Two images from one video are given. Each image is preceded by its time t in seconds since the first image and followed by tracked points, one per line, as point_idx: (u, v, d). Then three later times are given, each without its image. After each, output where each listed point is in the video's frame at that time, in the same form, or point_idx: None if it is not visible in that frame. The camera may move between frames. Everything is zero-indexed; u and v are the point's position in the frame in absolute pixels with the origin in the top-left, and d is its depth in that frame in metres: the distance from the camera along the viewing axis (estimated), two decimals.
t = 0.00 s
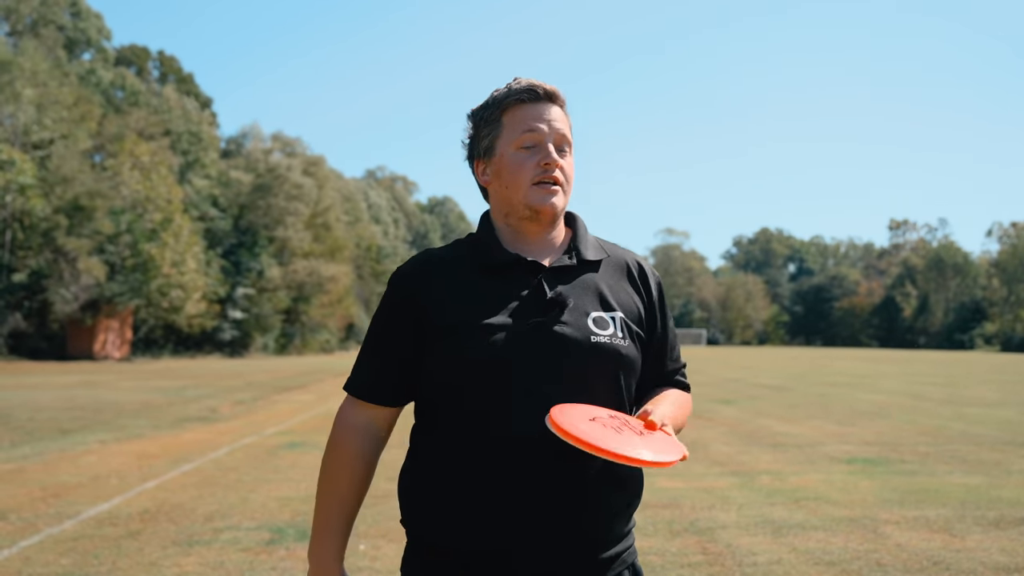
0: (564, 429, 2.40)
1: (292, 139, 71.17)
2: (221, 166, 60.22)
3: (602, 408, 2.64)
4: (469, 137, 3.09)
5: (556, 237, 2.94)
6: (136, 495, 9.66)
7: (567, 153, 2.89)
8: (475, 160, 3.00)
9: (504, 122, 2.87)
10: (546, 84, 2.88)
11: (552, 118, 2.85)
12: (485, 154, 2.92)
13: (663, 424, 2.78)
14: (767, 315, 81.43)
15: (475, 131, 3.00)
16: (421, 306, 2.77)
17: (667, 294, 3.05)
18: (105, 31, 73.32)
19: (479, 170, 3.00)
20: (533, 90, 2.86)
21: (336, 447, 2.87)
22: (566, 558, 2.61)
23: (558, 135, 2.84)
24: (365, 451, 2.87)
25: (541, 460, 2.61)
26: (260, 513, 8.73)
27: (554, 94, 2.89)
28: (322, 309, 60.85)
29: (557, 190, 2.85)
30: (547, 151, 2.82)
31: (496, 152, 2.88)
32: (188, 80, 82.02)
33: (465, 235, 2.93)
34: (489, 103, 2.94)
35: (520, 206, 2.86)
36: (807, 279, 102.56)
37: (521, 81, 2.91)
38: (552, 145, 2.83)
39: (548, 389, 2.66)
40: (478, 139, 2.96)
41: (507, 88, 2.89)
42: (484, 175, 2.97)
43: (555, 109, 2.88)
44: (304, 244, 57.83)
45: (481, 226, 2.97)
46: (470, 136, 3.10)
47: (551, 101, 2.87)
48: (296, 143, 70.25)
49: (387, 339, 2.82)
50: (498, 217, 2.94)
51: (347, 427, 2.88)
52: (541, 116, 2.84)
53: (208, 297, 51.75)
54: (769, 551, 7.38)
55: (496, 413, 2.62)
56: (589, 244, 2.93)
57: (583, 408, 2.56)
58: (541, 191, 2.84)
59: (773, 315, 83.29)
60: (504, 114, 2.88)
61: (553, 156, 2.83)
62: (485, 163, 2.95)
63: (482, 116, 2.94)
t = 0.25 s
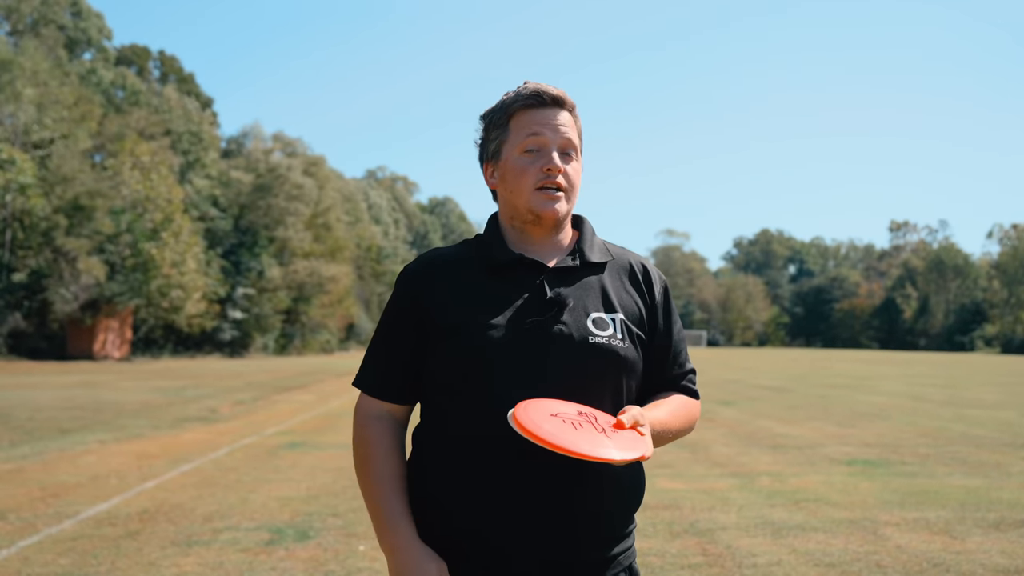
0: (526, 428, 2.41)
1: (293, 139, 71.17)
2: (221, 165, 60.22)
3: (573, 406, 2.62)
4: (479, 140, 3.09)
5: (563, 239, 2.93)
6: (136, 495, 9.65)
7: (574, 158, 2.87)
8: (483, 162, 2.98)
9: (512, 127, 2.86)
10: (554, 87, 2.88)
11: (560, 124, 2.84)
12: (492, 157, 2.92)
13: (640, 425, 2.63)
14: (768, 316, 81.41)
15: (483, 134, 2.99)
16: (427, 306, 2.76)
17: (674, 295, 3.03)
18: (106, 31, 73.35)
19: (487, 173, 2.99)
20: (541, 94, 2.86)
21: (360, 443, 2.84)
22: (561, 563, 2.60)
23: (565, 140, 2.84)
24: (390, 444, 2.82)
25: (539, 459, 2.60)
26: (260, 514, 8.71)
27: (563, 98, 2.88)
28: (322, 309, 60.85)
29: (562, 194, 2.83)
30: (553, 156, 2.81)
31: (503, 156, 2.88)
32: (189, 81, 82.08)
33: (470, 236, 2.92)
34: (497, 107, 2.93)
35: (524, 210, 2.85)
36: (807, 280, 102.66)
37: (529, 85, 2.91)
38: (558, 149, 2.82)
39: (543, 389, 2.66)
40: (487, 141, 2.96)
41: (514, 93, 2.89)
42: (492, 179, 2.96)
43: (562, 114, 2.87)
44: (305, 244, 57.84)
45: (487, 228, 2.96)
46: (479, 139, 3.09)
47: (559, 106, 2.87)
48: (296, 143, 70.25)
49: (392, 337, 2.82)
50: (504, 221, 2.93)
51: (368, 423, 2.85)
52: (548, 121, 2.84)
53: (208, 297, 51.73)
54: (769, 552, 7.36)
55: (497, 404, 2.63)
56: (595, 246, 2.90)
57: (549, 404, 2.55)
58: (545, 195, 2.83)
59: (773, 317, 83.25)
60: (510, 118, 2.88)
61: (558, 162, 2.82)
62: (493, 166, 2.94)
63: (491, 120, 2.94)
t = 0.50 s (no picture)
0: (520, 435, 2.41)
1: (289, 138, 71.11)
2: (218, 165, 60.15)
3: (565, 409, 2.61)
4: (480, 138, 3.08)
5: (558, 244, 2.95)
6: (131, 495, 9.64)
7: (573, 168, 2.88)
8: (484, 163, 2.99)
9: (514, 131, 2.86)
10: (557, 93, 2.87)
11: (562, 131, 2.84)
12: (493, 159, 2.92)
13: (635, 424, 2.64)
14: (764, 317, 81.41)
15: (485, 133, 2.99)
16: (424, 305, 2.77)
17: (666, 297, 3.04)
18: (102, 30, 73.26)
19: (487, 173, 3.00)
20: (545, 100, 2.85)
21: (358, 432, 2.80)
22: (555, 559, 2.60)
23: (567, 147, 2.84)
24: (389, 426, 2.81)
25: (533, 463, 2.62)
26: (256, 514, 8.71)
27: (567, 106, 2.88)
28: (319, 310, 60.80)
29: (559, 203, 2.85)
30: (553, 164, 2.82)
31: (503, 160, 2.88)
32: (186, 80, 82.01)
33: (468, 237, 2.93)
34: (500, 108, 2.93)
35: (522, 216, 2.86)
36: (803, 281, 102.76)
37: (531, 89, 2.91)
38: (559, 157, 2.83)
39: (537, 390, 2.67)
40: (488, 143, 2.96)
41: (517, 97, 2.89)
42: (492, 181, 2.96)
43: (566, 122, 2.87)
44: (301, 244, 57.78)
45: (484, 229, 2.97)
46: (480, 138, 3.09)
47: (563, 113, 2.87)
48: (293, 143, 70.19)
49: (390, 336, 2.82)
50: (500, 222, 2.94)
51: (362, 414, 2.82)
52: (551, 127, 2.84)
53: (205, 297, 51.64)
54: (765, 553, 7.38)
55: (490, 406, 2.64)
56: (590, 251, 2.92)
57: (540, 409, 2.56)
58: (544, 201, 2.84)
59: (769, 317, 83.23)
60: (513, 121, 2.87)
61: (558, 170, 2.83)
62: (492, 168, 2.95)
63: (492, 123, 2.94)
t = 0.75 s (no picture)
0: (520, 437, 2.41)
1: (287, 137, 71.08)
2: (216, 164, 60.09)
3: (562, 408, 2.62)
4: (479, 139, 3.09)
5: (557, 244, 2.95)
6: (129, 494, 9.64)
7: (572, 169, 2.89)
8: (483, 162, 2.99)
9: (514, 131, 2.87)
10: (558, 94, 2.88)
11: (563, 132, 2.85)
12: (493, 159, 2.93)
13: (632, 421, 2.65)
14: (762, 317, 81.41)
15: (485, 133, 2.99)
16: (422, 306, 2.77)
17: (663, 297, 3.05)
18: (100, 29, 73.20)
19: (486, 174, 3.01)
20: (545, 101, 2.86)
21: (356, 418, 2.78)
22: (555, 558, 2.59)
23: (566, 148, 2.84)
24: (386, 407, 2.80)
25: (531, 466, 2.62)
26: (254, 513, 8.71)
27: (568, 107, 2.88)
28: (316, 309, 60.78)
29: (559, 204, 2.85)
30: (552, 165, 2.83)
31: (502, 160, 2.89)
32: (183, 80, 81.93)
33: (467, 237, 2.93)
34: (500, 108, 2.93)
35: (521, 215, 2.86)
36: (800, 281, 102.87)
37: (531, 90, 2.92)
38: (559, 157, 2.84)
39: (535, 390, 2.68)
40: (488, 142, 2.96)
41: (517, 97, 2.90)
42: (492, 180, 2.97)
43: (566, 124, 2.88)
44: (299, 244, 57.74)
45: (483, 229, 2.97)
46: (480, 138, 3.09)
47: (564, 113, 2.87)
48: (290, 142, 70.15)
49: (389, 335, 2.82)
50: (499, 221, 2.95)
51: (355, 403, 2.81)
52: (550, 129, 2.84)
53: (202, 296, 51.61)
54: (763, 553, 7.39)
55: (488, 405, 2.65)
56: (589, 251, 2.93)
57: (537, 409, 2.55)
58: (542, 201, 2.84)
59: (767, 317, 83.20)
60: (513, 122, 2.88)
61: (557, 170, 2.83)
62: (493, 167, 2.95)
63: (493, 122, 2.94)
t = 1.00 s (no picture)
0: (519, 435, 2.41)
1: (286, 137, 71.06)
2: (215, 163, 60.07)
3: (558, 406, 2.63)
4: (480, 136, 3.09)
5: (555, 245, 2.96)
6: (129, 493, 9.66)
7: (570, 169, 2.89)
8: (481, 161, 3.01)
9: (514, 130, 2.88)
10: (555, 95, 2.89)
11: (561, 135, 2.86)
12: (492, 159, 2.93)
13: (628, 419, 2.66)
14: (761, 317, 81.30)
15: (485, 132, 3.00)
16: (420, 306, 2.79)
17: (660, 297, 3.06)
18: (100, 29, 73.31)
19: (485, 174, 3.02)
20: (544, 102, 2.88)
21: (343, 402, 2.77)
22: (554, 556, 2.60)
23: (566, 148, 2.85)
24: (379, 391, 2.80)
25: (530, 466, 2.63)
26: (254, 513, 8.73)
27: (567, 108, 2.90)
28: (316, 309, 60.71)
29: (556, 203, 2.86)
30: (550, 164, 2.84)
31: (501, 159, 2.89)
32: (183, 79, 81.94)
33: (464, 237, 2.94)
34: (499, 109, 2.95)
35: (518, 215, 2.87)
36: (799, 282, 102.97)
37: (530, 90, 2.93)
38: (556, 159, 2.85)
39: (532, 389, 2.70)
40: (487, 142, 2.97)
41: (517, 98, 2.91)
42: (490, 181, 2.98)
43: (565, 123, 2.89)
44: (298, 244, 57.71)
45: (480, 230, 2.98)
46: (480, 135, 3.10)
47: (563, 115, 2.89)
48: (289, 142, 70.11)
49: (387, 337, 2.84)
50: (498, 222, 2.95)
51: (347, 389, 2.80)
52: (548, 129, 2.86)
53: (202, 296, 51.60)
54: (761, 553, 7.41)
55: (485, 404, 2.66)
56: (586, 250, 2.95)
57: (533, 407, 2.57)
58: (540, 202, 2.85)
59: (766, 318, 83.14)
60: (513, 122, 2.88)
61: (554, 171, 2.84)
62: (491, 168, 2.96)
63: (492, 122, 2.95)
